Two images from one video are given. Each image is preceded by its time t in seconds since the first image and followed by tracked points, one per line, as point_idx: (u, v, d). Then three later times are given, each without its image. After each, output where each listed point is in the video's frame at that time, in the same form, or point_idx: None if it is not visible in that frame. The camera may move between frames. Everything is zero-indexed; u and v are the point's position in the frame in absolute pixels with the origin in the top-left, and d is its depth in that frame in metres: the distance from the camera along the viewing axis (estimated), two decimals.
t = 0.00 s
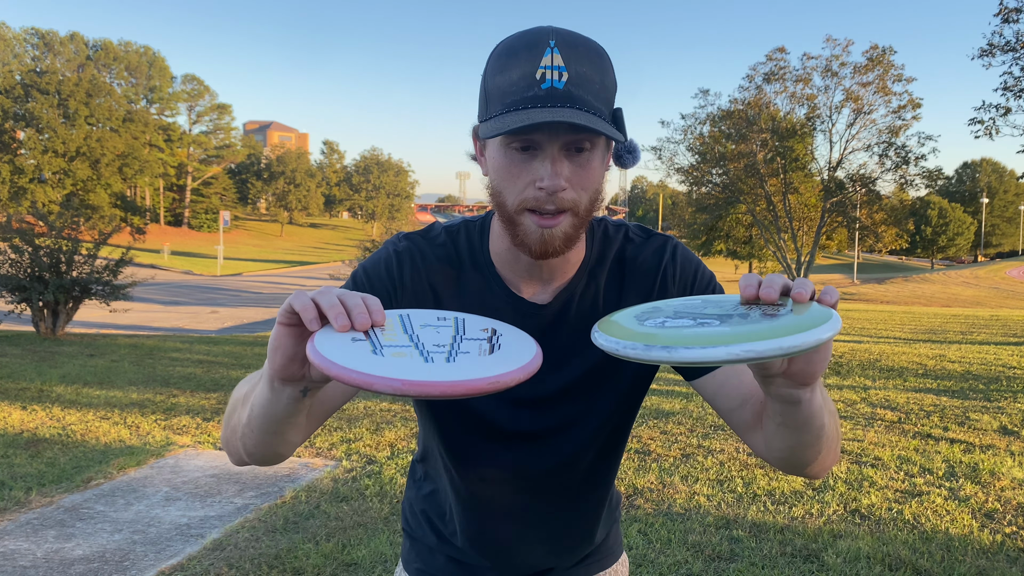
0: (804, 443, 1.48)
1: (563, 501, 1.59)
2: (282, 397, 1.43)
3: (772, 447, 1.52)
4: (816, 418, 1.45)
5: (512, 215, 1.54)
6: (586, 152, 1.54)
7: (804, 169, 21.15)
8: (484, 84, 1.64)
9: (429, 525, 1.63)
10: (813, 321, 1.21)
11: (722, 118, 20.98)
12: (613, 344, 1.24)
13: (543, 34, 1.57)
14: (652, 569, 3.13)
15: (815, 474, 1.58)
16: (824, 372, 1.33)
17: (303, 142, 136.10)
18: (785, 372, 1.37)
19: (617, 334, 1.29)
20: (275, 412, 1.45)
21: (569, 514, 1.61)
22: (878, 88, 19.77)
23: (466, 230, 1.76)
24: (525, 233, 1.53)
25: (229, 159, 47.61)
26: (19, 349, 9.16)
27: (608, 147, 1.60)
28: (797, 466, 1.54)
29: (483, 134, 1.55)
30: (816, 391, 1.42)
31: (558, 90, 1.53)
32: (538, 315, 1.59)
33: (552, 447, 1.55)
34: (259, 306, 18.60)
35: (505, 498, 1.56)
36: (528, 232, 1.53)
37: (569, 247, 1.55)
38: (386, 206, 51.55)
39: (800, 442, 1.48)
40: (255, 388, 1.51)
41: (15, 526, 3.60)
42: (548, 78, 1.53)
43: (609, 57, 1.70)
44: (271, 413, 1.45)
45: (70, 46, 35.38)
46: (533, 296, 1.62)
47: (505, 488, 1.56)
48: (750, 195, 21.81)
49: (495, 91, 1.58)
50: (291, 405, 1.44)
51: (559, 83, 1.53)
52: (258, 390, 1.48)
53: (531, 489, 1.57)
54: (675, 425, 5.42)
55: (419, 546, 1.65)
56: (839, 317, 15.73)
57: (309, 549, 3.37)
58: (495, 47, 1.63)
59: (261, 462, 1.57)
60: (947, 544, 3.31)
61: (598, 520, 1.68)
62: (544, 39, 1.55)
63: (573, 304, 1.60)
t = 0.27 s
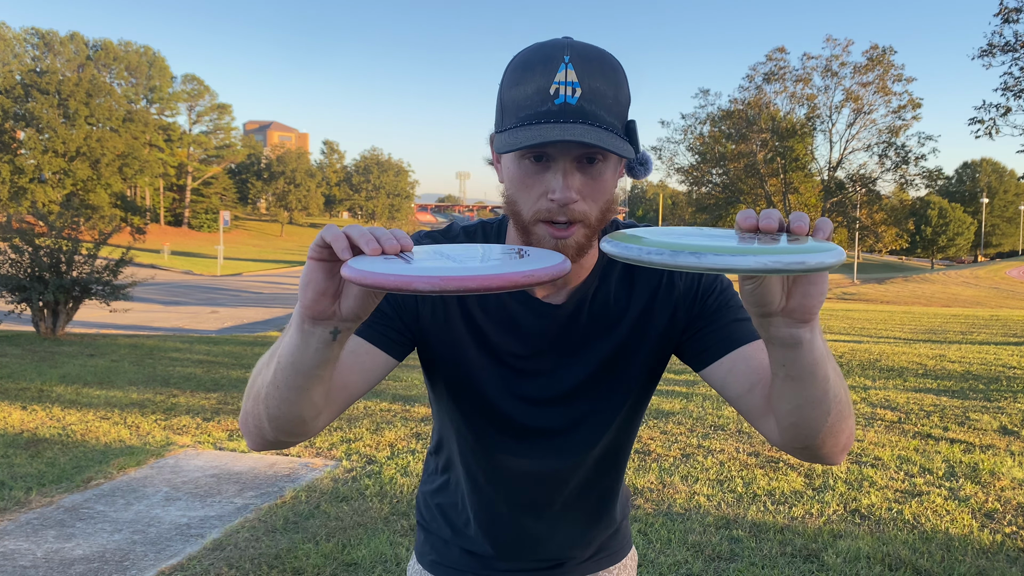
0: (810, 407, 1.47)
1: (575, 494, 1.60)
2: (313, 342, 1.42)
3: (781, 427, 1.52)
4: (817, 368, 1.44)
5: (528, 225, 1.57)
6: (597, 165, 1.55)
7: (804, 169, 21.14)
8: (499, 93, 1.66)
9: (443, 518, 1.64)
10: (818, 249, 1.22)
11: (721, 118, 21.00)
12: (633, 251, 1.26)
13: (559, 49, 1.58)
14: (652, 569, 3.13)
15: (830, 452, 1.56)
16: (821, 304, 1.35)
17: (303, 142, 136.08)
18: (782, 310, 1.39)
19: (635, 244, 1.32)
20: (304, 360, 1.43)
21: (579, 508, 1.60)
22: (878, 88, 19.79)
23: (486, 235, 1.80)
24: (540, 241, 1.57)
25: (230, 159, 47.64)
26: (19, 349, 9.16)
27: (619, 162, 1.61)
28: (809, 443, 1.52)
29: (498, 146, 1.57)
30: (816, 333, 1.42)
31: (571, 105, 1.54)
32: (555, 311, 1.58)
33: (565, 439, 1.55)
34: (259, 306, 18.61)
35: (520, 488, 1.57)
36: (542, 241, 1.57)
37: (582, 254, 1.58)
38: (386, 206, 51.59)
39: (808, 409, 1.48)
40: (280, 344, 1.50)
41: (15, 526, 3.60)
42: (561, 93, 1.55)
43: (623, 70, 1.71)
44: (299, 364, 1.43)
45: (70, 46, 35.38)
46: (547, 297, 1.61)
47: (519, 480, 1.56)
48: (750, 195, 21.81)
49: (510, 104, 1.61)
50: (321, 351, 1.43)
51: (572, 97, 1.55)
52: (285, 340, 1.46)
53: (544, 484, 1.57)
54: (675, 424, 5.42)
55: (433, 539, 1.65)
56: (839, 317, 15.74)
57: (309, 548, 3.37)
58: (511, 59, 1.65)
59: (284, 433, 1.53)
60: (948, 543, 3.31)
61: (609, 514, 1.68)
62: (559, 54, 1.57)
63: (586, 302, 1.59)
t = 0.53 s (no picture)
0: (813, 385, 1.46)
1: (579, 494, 1.59)
2: (318, 317, 1.42)
3: (788, 412, 1.52)
4: (816, 341, 1.44)
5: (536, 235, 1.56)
6: (606, 176, 1.56)
7: (803, 169, 21.14)
8: (508, 105, 1.67)
9: (449, 517, 1.64)
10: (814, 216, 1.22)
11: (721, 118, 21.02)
12: (635, 229, 1.23)
13: (568, 61, 1.60)
14: (652, 569, 3.13)
15: (840, 435, 1.55)
16: (817, 273, 1.37)
17: (303, 142, 136.16)
18: (779, 282, 1.39)
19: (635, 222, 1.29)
20: (310, 336, 1.42)
21: (582, 507, 1.61)
22: (878, 88, 19.78)
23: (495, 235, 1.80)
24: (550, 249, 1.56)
25: (229, 159, 47.63)
26: (19, 349, 9.15)
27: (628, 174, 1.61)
28: (816, 426, 1.52)
29: (508, 160, 1.58)
30: (813, 305, 1.43)
31: (581, 119, 1.55)
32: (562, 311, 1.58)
33: (569, 437, 1.56)
34: (259, 306, 18.61)
35: (526, 486, 1.57)
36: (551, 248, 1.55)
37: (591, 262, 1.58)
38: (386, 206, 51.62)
39: (812, 388, 1.47)
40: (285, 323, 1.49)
41: (15, 526, 3.60)
42: (571, 106, 1.56)
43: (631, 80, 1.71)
44: (305, 338, 1.42)
45: (70, 46, 35.36)
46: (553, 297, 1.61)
47: (523, 478, 1.56)
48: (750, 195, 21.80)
49: (519, 116, 1.62)
50: (326, 326, 1.42)
51: (583, 111, 1.56)
52: (292, 316, 1.45)
53: (547, 484, 1.57)
54: (676, 424, 5.42)
55: (438, 536, 1.66)
56: (839, 317, 15.74)
57: (309, 548, 3.37)
58: (521, 69, 1.67)
59: (289, 418, 1.51)
60: (947, 543, 3.31)
61: (612, 512, 1.68)
62: (569, 66, 1.59)
63: (592, 300, 1.60)
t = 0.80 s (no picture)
0: (807, 381, 1.47)
1: (577, 497, 1.59)
2: (314, 311, 1.42)
3: (781, 410, 1.53)
4: (807, 335, 1.45)
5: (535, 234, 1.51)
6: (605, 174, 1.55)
7: (803, 169, 21.13)
8: (503, 105, 1.67)
9: (446, 517, 1.65)
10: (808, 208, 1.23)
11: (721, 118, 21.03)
12: (636, 214, 1.23)
13: (563, 61, 1.60)
14: (652, 569, 3.13)
15: (835, 434, 1.55)
16: (807, 266, 1.37)
17: (303, 142, 136.16)
18: (768, 276, 1.41)
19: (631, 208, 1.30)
20: (307, 333, 1.42)
21: (580, 509, 1.60)
22: (878, 88, 19.78)
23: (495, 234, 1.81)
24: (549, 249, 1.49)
25: (230, 159, 47.64)
26: (20, 349, 9.15)
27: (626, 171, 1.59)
28: (810, 426, 1.52)
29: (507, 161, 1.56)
30: (801, 299, 1.44)
31: (578, 117, 1.56)
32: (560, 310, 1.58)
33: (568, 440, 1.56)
34: (259, 306, 18.61)
35: (525, 487, 1.57)
36: (550, 247, 1.49)
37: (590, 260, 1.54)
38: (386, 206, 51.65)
39: (805, 385, 1.48)
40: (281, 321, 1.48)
41: (14, 526, 3.60)
42: (567, 105, 1.57)
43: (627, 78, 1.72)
44: (301, 335, 1.42)
45: (70, 46, 35.35)
46: (553, 297, 1.60)
47: (521, 481, 1.57)
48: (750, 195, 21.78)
49: (516, 115, 1.61)
50: (322, 321, 1.42)
51: (579, 109, 1.56)
52: (288, 313, 1.45)
53: (547, 485, 1.57)
54: (676, 424, 5.42)
55: (437, 537, 1.65)
56: (839, 317, 15.74)
57: (309, 548, 3.37)
58: (517, 70, 1.67)
59: (285, 418, 1.49)
60: (947, 544, 3.31)
61: (612, 512, 1.68)
62: (565, 65, 1.59)
63: (590, 299, 1.60)
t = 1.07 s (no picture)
0: (798, 416, 1.44)
1: (574, 509, 1.58)
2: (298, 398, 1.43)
3: (766, 441, 1.51)
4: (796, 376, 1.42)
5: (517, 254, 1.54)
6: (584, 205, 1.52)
7: (804, 169, 21.13)
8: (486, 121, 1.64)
9: (443, 519, 1.65)
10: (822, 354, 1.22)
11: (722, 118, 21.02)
12: (650, 306, 1.28)
13: (540, 82, 1.51)
14: (652, 569, 3.13)
15: (815, 468, 1.54)
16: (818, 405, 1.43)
17: (303, 142, 136.11)
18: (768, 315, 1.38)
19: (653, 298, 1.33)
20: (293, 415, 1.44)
21: (577, 519, 1.60)
22: (878, 88, 19.79)
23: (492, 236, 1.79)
24: (531, 265, 1.52)
25: (230, 159, 47.63)
26: (19, 349, 9.15)
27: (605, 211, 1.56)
28: (796, 461, 1.51)
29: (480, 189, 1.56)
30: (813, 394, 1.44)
31: (553, 143, 1.52)
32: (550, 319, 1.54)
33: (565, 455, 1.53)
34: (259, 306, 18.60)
35: (520, 501, 1.56)
36: (533, 263, 1.52)
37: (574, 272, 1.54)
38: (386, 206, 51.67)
39: (793, 421, 1.45)
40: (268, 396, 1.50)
41: (15, 526, 3.60)
42: (542, 131, 1.52)
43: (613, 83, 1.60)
44: (291, 416, 1.44)
45: (70, 46, 35.32)
46: (546, 300, 1.58)
47: (515, 492, 1.55)
48: (750, 195, 21.77)
49: (495, 136, 1.59)
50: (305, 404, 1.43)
51: (554, 135, 1.52)
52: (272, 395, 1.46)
53: (542, 497, 1.56)
54: (675, 424, 5.43)
55: (433, 538, 1.66)
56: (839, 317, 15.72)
57: (309, 548, 3.37)
58: (497, 84, 1.59)
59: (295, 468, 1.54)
60: (947, 544, 3.31)
61: (610, 519, 1.67)
62: (541, 87, 1.51)
63: (583, 309, 1.56)
